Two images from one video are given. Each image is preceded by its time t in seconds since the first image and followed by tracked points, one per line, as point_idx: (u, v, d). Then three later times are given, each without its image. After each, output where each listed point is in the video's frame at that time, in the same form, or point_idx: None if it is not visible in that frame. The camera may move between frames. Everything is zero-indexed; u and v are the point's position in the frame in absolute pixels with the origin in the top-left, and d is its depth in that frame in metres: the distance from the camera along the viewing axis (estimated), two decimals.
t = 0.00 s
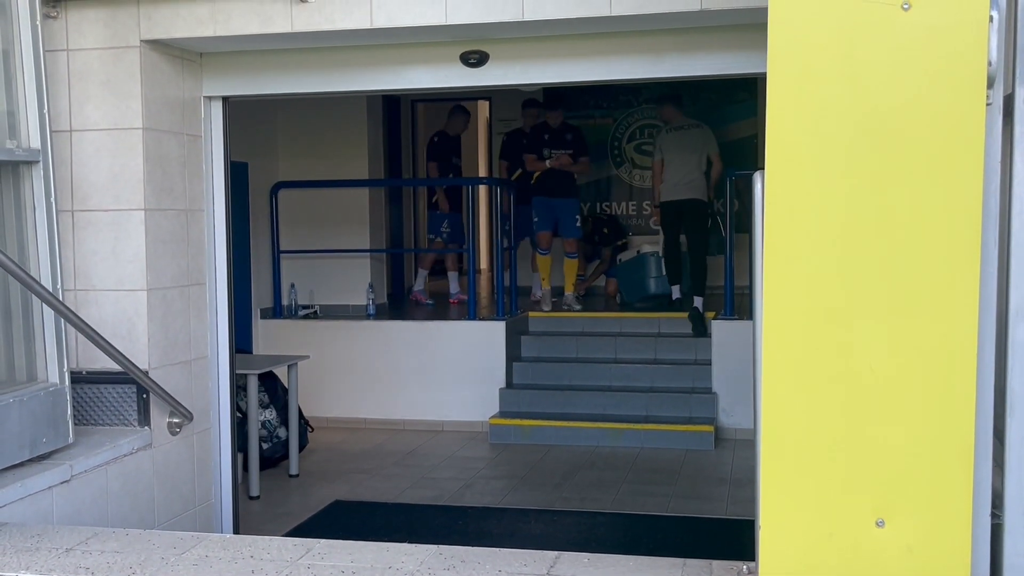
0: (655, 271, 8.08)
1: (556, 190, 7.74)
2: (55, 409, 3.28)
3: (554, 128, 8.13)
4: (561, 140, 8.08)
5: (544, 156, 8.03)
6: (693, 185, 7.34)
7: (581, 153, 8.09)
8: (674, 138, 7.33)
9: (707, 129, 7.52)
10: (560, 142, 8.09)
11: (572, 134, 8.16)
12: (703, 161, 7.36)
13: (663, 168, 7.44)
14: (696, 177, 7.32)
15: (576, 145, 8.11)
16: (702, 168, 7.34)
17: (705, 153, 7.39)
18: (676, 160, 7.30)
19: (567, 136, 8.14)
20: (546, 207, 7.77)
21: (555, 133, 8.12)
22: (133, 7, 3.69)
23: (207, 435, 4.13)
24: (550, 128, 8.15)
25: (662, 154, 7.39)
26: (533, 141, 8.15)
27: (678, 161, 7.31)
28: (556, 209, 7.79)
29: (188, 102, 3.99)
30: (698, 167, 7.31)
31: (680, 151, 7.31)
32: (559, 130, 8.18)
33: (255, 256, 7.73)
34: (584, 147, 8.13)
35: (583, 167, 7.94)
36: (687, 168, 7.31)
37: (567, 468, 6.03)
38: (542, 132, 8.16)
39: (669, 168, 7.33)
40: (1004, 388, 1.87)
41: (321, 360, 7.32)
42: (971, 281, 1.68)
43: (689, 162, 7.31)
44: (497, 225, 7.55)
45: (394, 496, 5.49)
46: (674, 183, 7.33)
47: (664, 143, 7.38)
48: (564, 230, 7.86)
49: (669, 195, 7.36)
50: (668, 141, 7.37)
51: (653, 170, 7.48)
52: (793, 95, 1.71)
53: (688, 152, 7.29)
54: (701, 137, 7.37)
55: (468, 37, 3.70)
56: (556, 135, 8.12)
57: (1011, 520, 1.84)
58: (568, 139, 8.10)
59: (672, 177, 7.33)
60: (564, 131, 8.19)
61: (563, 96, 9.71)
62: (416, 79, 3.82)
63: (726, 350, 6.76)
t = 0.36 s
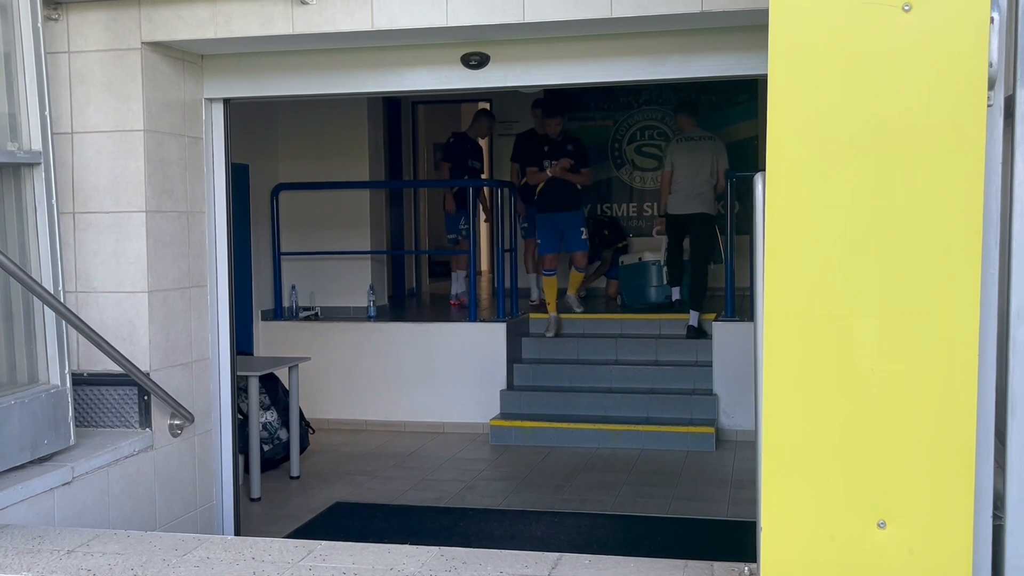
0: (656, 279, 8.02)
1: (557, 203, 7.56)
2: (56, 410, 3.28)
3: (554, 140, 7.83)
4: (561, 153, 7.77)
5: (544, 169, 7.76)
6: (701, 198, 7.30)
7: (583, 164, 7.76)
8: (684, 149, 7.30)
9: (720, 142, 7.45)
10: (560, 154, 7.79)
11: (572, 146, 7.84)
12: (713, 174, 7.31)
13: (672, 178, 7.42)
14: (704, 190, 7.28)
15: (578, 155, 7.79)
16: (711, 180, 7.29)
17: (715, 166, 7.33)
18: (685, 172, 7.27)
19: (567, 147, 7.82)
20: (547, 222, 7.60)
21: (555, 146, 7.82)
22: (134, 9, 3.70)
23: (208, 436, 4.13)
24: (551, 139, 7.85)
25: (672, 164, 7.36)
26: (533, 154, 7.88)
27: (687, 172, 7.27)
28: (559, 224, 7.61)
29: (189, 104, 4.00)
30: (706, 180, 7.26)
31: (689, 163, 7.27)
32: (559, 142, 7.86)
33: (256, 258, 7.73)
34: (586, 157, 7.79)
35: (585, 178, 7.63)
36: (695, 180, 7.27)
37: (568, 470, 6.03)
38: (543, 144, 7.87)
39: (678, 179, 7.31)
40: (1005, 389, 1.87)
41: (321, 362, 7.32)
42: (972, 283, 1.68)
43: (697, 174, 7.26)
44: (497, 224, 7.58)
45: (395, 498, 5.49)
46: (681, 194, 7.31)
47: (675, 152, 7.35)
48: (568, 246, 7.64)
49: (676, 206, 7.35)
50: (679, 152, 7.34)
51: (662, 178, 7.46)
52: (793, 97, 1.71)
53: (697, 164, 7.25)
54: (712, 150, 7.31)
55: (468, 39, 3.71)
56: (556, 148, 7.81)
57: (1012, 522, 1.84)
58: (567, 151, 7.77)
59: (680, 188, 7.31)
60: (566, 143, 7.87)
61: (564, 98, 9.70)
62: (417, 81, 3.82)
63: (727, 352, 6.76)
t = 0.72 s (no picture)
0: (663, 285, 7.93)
1: (558, 217, 7.42)
2: (57, 412, 3.28)
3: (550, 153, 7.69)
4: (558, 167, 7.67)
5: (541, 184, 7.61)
6: (704, 198, 7.29)
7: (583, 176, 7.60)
8: (684, 151, 7.32)
9: (720, 142, 7.45)
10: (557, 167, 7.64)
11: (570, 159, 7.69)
12: (714, 174, 7.29)
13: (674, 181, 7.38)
14: (707, 190, 7.26)
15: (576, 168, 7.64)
16: (713, 181, 7.28)
17: (716, 166, 7.31)
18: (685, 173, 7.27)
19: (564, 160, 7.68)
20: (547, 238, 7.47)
21: (552, 159, 7.70)
22: (135, 11, 3.70)
23: (210, 438, 4.14)
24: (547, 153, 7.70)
25: (673, 166, 7.36)
26: (531, 168, 7.78)
27: (687, 173, 7.27)
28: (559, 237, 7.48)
29: (190, 106, 4.00)
30: (708, 180, 7.24)
31: (689, 164, 7.27)
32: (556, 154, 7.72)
33: (257, 260, 7.73)
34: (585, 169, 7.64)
35: (585, 191, 7.48)
36: (697, 182, 7.25)
37: (569, 471, 6.03)
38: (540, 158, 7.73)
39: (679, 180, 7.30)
40: (1007, 390, 1.86)
41: (323, 364, 7.33)
42: (973, 284, 1.68)
43: (698, 175, 7.25)
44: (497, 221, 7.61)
45: (396, 500, 5.49)
46: (683, 196, 7.30)
47: (674, 155, 7.37)
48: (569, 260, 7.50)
49: (678, 207, 7.34)
50: (678, 154, 7.35)
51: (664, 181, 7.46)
52: (794, 98, 1.71)
53: (697, 164, 7.25)
54: (712, 150, 7.30)
55: (469, 41, 3.71)
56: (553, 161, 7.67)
57: (1014, 524, 1.83)
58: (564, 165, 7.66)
59: (681, 190, 7.31)
60: (563, 154, 7.74)
61: (565, 99, 9.68)
62: (417, 82, 3.82)
63: (728, 353, 6.76)
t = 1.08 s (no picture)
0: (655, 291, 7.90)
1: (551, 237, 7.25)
2: (59, 414, 3.28)
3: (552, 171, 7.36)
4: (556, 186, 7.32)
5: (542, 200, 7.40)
6: (700, 199, 7.27)
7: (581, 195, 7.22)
8: (674, 154, 7.36)
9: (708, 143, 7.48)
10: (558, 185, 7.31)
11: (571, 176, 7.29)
12: (707, 173, 7.29)
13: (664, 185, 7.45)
14: (702, 190, 7.25)
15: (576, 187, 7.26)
16: (707, 180, 7.27)
17: (708, 165, 7.32)
18: (676, 174, 7.28)
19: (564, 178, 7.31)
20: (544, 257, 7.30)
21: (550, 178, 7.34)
22: (137, 14, 3.70)
23: (211, 440, 4.13)
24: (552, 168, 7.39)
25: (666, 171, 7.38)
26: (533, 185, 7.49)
27: (680, 175, 7.28)
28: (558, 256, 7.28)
29: (192, 107, 4.00)
30: (702, 181, 7.24)
31: (679, 164, 7.29)
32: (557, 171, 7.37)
33: (259, 261, 7.74)
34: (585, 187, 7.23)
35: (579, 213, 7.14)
36: (692, 184, 7.25)
37: (571, 473, 6.02)
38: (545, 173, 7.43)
39: (673, 183, 7.31)
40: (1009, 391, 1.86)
41: (324, 365, 7.33)
42: (975, 285, 1.68)
43: (691, 174, 7.26)
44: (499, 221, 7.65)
45: (398, 501, 5.49)
46: (678, 198, 7.29)
47: (665, 158, 7.42)
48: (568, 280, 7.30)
49: (676, 210, 7.32)
50: (669, 157, 7.39)
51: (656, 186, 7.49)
52: (795, 99, 1.71)
53: (689, 166, 7.27)
54: (701, 150, 7.34)
55: (471, 42, 3.71)
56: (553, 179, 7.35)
57: (1016, 525, 1.83)
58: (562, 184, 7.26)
59: (676, 192, 7.30)
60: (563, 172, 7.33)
61: (567, 101, 9.70)
62: (419, 84, 3.82)
63: (730, 354, 6.76)
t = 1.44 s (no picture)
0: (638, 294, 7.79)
1: (548, 264, 6.92)
2: (61, 416, 3.29)
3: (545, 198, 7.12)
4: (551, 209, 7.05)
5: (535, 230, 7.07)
6: (700, 199, 7.28)
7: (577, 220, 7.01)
8: (670, 158, 7.31)
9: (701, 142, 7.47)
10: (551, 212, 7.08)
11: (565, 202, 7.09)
12: (705, 172, 7.30)
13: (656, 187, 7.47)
14: (703, 192, 7.26)
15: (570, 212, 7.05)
16: (705, 180, 7.28)
17: (705, 164, 7.33)
18: (675, 177, 7.27)
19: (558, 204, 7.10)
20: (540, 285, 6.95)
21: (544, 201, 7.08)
22: (138, 16, 3.70)
23: (213, 441, 4.13)
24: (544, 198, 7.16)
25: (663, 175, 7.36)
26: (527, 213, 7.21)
27: (678, 178, 7.26)
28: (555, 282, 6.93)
29: (193, 109, 4.01)
30: (702, 182, 7.25)
31: (676, 167, 7.28)
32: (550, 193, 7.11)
33: (261, 263, 7.74)
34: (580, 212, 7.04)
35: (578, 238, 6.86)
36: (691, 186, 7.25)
37: (573, 474, 6.02)
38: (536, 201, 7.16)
39: (673, 187, 7.29)
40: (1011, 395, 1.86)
41: (326, 367, 7.33)
42: (977, 286, 1.68)
43: (689, 176, 7.26)
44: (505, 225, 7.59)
45: (400, 503, 5.50)
46: (679, 200, 7.29)
47: (660, 163, 7.39)
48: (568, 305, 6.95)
49: (678, 213, 7.32)
50: (665, 161, 7.36)
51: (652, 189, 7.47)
52: (797, 101, 1.71)
53: (688, 169, 7.25)
54: (697, 151, 7.31)
55: (473, 44, 3.71)
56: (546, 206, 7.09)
57: (1017, 527, 1.83)
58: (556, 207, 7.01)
59: (676, 195, 7.29)
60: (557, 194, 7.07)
61: (570, 102, 9.70)
62: (420, 86, 3.82)
63: (732, 355, 6.77)
